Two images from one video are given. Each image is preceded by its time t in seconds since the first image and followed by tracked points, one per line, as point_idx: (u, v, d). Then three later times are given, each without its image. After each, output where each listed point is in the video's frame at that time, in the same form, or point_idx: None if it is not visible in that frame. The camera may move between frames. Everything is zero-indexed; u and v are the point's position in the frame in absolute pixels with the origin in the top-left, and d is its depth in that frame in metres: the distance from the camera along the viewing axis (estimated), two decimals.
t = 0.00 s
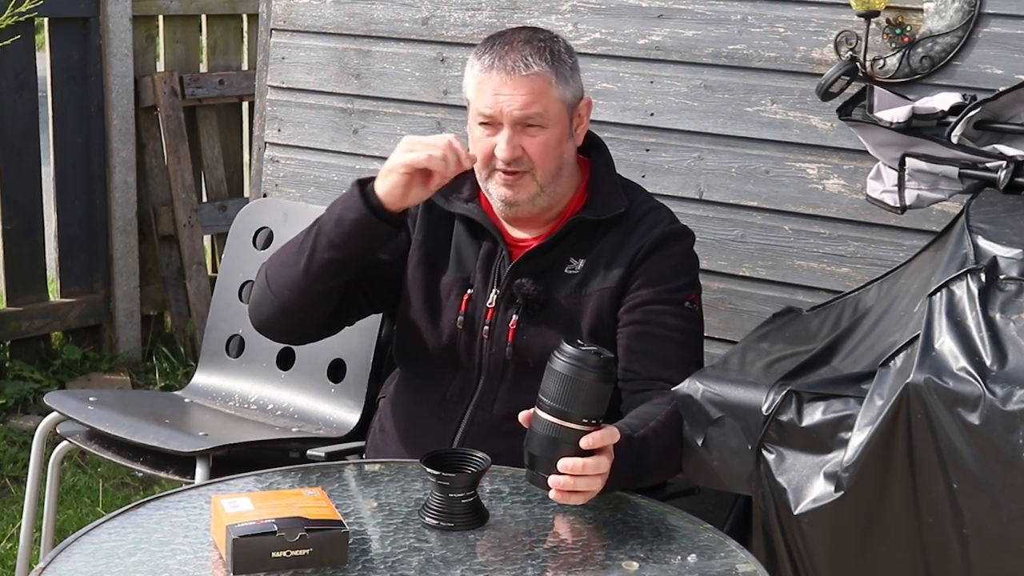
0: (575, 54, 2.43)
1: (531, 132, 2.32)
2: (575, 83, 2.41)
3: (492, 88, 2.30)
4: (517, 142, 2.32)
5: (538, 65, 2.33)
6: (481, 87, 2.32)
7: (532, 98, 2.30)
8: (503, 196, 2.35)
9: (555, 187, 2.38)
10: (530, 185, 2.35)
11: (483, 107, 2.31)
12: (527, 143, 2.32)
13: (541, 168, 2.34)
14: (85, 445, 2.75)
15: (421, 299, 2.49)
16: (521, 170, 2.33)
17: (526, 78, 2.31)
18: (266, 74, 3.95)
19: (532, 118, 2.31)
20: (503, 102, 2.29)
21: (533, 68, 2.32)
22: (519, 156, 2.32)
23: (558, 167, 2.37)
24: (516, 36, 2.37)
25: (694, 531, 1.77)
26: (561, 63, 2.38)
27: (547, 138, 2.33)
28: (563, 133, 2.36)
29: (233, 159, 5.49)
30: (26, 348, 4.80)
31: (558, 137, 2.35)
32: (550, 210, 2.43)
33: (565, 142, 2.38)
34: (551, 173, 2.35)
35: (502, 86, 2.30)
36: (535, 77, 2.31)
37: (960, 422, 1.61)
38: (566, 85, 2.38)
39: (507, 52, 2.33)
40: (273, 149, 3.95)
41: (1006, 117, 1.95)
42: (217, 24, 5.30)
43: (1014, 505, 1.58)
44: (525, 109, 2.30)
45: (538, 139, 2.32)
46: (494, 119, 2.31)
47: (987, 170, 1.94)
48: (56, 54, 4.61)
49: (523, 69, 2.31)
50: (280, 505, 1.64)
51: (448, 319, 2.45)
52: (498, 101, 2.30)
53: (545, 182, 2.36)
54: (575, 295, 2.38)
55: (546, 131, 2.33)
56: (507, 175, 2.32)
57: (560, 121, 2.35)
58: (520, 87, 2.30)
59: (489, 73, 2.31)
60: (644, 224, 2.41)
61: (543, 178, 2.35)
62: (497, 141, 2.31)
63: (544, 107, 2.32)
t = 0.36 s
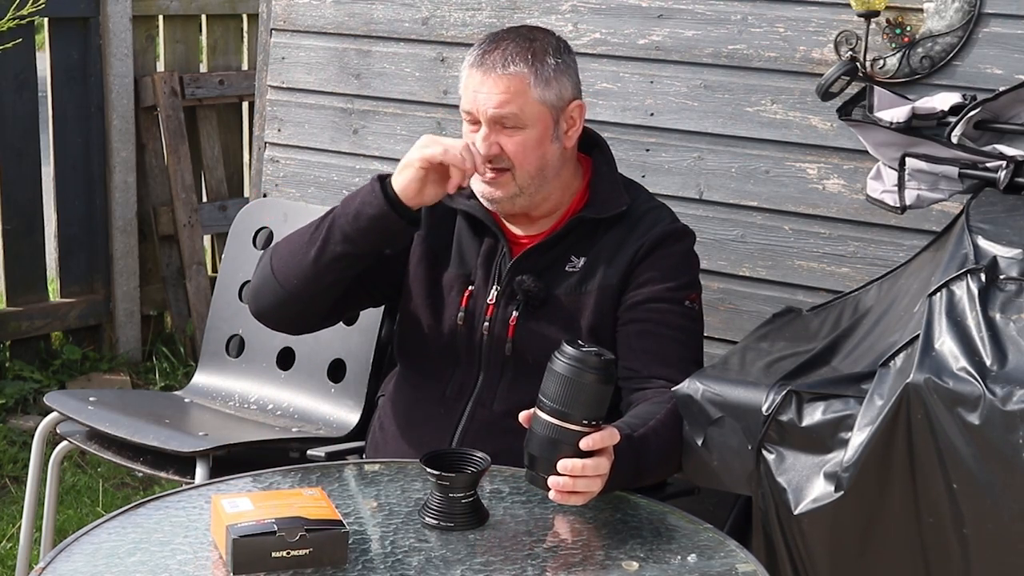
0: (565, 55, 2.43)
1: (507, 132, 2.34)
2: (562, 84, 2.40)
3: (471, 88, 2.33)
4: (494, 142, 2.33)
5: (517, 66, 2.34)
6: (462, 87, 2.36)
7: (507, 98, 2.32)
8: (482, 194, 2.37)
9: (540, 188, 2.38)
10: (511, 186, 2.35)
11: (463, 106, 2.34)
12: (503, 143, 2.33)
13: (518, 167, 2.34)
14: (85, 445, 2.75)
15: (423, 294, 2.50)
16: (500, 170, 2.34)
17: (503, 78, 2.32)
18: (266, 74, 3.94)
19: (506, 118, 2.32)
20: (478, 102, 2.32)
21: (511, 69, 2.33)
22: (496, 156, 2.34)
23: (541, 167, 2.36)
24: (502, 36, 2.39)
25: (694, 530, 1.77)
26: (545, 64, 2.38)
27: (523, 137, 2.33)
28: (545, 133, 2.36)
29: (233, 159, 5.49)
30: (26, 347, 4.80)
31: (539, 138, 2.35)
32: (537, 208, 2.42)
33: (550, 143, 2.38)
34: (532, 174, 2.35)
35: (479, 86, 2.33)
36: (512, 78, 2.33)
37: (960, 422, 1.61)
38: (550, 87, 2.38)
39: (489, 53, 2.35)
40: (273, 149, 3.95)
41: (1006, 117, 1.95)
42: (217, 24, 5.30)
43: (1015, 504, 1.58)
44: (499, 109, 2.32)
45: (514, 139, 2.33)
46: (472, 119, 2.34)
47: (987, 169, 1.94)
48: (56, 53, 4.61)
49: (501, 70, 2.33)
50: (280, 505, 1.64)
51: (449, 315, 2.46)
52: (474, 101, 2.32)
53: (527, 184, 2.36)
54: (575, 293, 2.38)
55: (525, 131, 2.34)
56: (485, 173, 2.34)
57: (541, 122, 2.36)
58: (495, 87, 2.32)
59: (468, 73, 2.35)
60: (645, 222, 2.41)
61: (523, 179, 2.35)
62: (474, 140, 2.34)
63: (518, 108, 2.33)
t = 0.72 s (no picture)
0: (583, 57, 2.41)
1: (537, 140, 2.31)
2: (584, 88, 2.39)
3: (499, 96, 2.29)
4: (523, 150, 2.31)
5: (545, 72, 2.32)
6: (488, 93, 2.31)
7: (537, 107, 2.29)
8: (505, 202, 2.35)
9: (560, 193, 2.38)
10: (535, 192, 2.34)
11: (489, 114, 2.30)
12: (532, 151, 2.31)
13: (545, 175, 2.33)
14: (85, 445, 2.75)
15: (424, 294, 2.50)
16: (527, 177, 2.33)
17: (533, 86, 2.30)
18: (266, 74, 3.94)
19: (538, 127, 2.30)
20: (509, 111, 2.29)
21: (541, 76, 2.31)
22: (525, 164, 2.32)
23: (564, 174, 2.36)
24: (526, 40, 2.35)
25: (694, 530, 1.77)
26: (570, 69, 2.36)
27: (552, 145, 2.32)
28: (569, 139, 2.35)
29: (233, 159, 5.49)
30: (26, 348, 4.79)
31: (564, 145, 2.34)
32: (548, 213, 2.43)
33: (572, 148, 2.37)
34: (557, 180, 2.35)
35: (509, 94, 2.29)
36: (542, 86, 2.30)
37: (960, 422, 1.61)
38: (574, 91, 2.37)
39: (516, 59, 2.32)
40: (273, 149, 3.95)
41: (1005, 118, 1.95)
42: (217, 24, 5.30)
43: (1015, 505, 1.58)
44: (530, 118, 2.29)
45: (543, 147, 2.32)
46: (500, 127, 2.31)
47: (987, 170, 1.94)
48: (56, 53, 4.61)
49: (531, 77, 2.30)
50: (280, 505, 1.64)
51: (449, 315, 2.46)
52: (504, 109, 2.29)
53: (551, 189, 2.35)
54: (576, 294, 2.38)
55: (553, 139, 2.32)
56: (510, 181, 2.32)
57: (567, 128, 2.34)
58: (526, 96, 2.29)
59: (496, 79, 2.30)
60: (647, 224, 2.41)
61: (549, 185, 2.34)
62: (502, 148, 2.31)
63: (548, 116, 2.31)
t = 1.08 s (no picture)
0: (585, 59, 2.41)
1: (548, 146, 2.31)
2: (589, 90, 2.39)
3: (512, 102, 2.28)
4: (535, 156, 2.31)
5: (557, 78, 2.31)
6: (499, 99, 2.29)
7: (551, 113, 2.28)
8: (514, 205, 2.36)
9: (566, 194, 2.39)
10: (544, 195, 2.35)
11: (501, 121, 2.29)
12: (544, 157, 2.31)
13: (555, 179, 2.34)
14: (85, 445, 2.75)
15: (422, 302, 2.51)
16: (537, 182, 2.33)
17: (546, 93, 2.28)
18: (266, 73, 3.94)
19: (551, 134, 2.29)
20: (522, 118, 2.27)
21: (553, 82, 2.30)
22: (537, 170, 2.31)
23: (572, 176, 2.37)
24: (534, 44, 2.34)
25: (693, 530, 1.77)
26: (577, 73, 2.36)
27: (564, 150, 2.32)
28: (577, 142, 2.36)
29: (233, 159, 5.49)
30: (26, 348, 4.79)
31: (573, 148, 2.34)
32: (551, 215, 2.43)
33: (579, 150, 2.38)
34: (565, 182, 2.36)
35: (521, 101, 2.28)
36: (555, 92, 2.29)
37: (960, 422, 1.61)
38: (581, 94, 2.36)
39: (526, 64, 2.30)
40: (273, 149, 3.96)
41: (1005, 118, 1.95)
42: (217, 24, 5.30)
43: (1014, 504, 1.58)
44: (544, 125, 2.28)
45: (555, 153, 2.32)
46: (511, 134, 2.30)
47: (987, 170, 1.93)
48: (56, 54, 4.61)
49: (543, 84, 2.28)
50: (280, 505, 1.64)
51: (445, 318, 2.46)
52: (517, 115, 2.28)
53: (558, 192, 2.36)
54: (574, 294, 2.39)
55: (563, 143, 2.32)
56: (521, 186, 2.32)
57: (577, 132, 2.34)
58: (539, 103, 2.28)
59: (507, 87, 2.29)
60: (644, 223, 2.41)
61: (557, 189, 2.35)
62: (514, 154, 2.30)
63: (562, 121, 2.30)
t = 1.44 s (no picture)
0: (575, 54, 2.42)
1: (542, 138, 2.31)
2: (581, 83, 2.39)
3: (503, 96, 2.28)
4: (530, 149, 2.30)
5: (548, 69, 2.31)
6: (491, 94, 2.30)
7: (543, 104, 2.28)
8: (512, 200, 2.36)
9: (562, 188, 2.38)
10: (541, 188, 2.35)
11: (494, 115, 2.29)
12: (539, 149, 2.31)
13: (552, 172, 2.33)
14: (85, 445, 2.75)
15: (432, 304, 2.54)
16: (533, 175, 2.33)
17: (538, 84, 2.28)
18: (266, 73, 3.94)
19: (544, 125, 2.30)
20: (515, 110, 2.28)
21: (544, 73, 2.30)
22: (532, 163, 2.31)
23: (567, 169, 2.36)
24: (522, 38, 2.34)
25: (694, 530, 1.77)
26: (568, 65, 2.36)
27: (558, 141, 2.32)
28: (571, 134, 2.35)
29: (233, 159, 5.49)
30: (26, 348, 4.79)
31: (568, 140, 2.34)
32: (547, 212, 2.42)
33: (574, 143, 2.37)
34: (562, 176, 2.35)
35: (513, 93, 2.28)
36: (547, 83, 2.29)
37: (961, 421, 1.61)
38: (573, 86, 2.36)
39: (515, 57, 2.31)
40: (273, 149, 3.96)
41: (1006, 117, 1.95)
42: (217, 24, 5.30)
43: (1015, 505, 1.58)
44: (537, 116, 2.28)
45: (549, 145, 2.31)
46: (505, 127, 2.30)
47: (987, 170, 1.93)
48: (56, 54, 4.61)
49: (534, 75, 2.29)
50: (280, 505, 1.64)
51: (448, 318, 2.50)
52: (509, 108, 2.28)
53: (555, 185, 2.36)
54: (573, 294, 2.38)
55: (558, 134, 2.32)
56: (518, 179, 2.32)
57: (570, 123, 2.34)
58: (531, 94, 2.28)
59: (498, 80, 2.29)
60: (641, 221, 2.41)
61: (554, 182, 2.35)
62: (509, 148, 2.30)
63: (554, 112, 2.30)
